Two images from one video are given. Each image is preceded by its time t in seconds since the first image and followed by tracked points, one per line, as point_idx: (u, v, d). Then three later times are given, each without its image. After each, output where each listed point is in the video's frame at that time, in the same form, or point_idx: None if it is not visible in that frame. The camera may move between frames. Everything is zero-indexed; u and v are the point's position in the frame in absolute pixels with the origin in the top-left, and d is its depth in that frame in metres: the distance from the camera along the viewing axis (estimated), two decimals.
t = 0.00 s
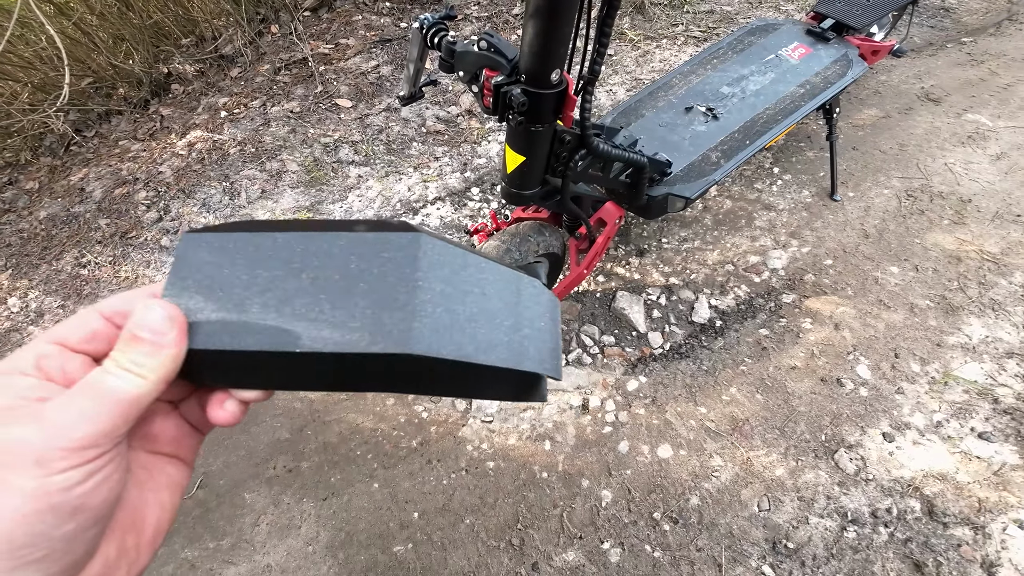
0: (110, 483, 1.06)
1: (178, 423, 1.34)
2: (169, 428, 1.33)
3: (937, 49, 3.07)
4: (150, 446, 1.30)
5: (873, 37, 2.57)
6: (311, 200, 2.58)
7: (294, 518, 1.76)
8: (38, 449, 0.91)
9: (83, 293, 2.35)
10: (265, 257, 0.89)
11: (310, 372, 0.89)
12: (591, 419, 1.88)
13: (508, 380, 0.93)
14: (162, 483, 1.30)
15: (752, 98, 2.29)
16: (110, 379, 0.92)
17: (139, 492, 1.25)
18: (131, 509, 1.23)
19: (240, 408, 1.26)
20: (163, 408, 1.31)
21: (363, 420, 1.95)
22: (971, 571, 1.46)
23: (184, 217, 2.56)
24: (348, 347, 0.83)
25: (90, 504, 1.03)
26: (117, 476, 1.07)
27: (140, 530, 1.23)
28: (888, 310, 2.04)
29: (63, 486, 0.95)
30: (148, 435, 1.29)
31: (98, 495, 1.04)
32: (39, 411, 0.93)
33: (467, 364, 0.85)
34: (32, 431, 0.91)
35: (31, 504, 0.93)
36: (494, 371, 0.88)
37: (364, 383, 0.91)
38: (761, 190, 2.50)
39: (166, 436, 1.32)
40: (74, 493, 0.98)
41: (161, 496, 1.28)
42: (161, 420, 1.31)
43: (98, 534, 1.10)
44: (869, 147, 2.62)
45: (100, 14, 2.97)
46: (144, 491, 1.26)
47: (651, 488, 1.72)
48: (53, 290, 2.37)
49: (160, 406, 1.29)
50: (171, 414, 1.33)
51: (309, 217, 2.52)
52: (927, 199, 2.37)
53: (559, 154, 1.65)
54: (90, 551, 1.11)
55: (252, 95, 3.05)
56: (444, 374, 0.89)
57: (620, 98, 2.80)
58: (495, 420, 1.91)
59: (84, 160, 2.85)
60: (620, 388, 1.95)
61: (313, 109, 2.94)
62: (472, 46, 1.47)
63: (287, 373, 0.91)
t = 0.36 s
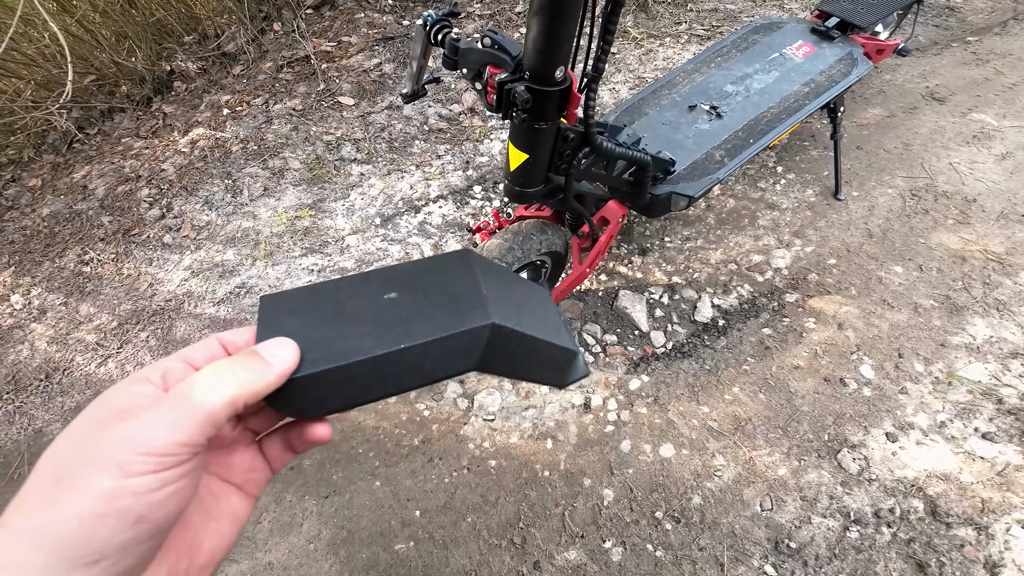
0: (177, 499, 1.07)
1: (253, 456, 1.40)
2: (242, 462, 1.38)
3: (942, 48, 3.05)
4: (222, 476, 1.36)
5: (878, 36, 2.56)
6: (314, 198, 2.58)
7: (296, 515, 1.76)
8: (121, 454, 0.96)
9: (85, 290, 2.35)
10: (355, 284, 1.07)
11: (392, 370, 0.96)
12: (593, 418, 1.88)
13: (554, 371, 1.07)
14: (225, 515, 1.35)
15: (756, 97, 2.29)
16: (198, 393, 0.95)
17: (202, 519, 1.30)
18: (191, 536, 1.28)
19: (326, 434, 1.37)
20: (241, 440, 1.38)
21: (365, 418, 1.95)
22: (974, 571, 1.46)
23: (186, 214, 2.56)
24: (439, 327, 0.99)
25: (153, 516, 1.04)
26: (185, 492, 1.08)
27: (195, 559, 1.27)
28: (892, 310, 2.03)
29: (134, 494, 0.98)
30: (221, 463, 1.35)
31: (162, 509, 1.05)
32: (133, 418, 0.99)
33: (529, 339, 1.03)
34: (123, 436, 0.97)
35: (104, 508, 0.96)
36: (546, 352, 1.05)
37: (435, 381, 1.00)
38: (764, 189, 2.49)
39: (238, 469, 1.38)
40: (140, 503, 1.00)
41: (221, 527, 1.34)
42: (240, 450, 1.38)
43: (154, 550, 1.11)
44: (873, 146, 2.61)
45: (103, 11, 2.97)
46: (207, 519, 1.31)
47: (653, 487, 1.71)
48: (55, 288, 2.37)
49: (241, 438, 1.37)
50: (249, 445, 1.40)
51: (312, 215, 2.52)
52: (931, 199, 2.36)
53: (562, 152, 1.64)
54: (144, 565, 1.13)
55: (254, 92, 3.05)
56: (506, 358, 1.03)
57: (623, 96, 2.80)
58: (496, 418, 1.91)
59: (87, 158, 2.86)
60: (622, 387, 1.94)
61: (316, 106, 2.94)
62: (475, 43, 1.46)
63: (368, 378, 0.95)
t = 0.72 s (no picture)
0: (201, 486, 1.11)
1: (281, 454, 1.44)
2: (271, 458, 1.42)
3: (946, 48, 3.04)
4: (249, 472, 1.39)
5: (882, 35, 2.54)
6: (315, 196, 2.58)
7: (296, 515, 1.76)
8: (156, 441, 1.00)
9: (86, 288, 2.35)
10: (369, 286, 1.15)
11: (414, 353, 1.02)
12: (593, 418, 1.87)
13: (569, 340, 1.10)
14: (248, 511, 1.36)
15: (760, 96, 2.27)
16: (227, 389, 1.01)
17: (225, 511, 1.33)
18: (211, 528, 1.30)
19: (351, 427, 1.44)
20: (270, 437, 1.43)
21: (365, 418, 1.94)
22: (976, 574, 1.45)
23: (187, 212, 2.56)
24: (452, 310, 1.06)
25: (174, 499, 1.08)
26: (209, 481, 1.13)
27: (213, 551, 1.29)
28: (895, 311, 2.02)
29: (162, 479, 1.03)
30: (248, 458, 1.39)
31: (187, 495, 1.10)
32: (163, 408, 1.04)
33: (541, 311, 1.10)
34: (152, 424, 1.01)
35: (133, 490, 1.01)
36: (558, 320, 1.10)
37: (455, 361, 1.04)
38: (767, 189, 2.48)
39: (265, 466, 1.41)
40: (166, 488, 1.04)
41: (242, 522, 1.35)
42: (268, 446, 1.43)
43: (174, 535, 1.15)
44: (876, 146, 2.60)
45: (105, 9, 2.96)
46: (229, 512, 1.34)
47: (654, 488, 1.70)
48: (56, 286, 2.37)
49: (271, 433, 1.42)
50: (277, 443, 1.44)
51: (313, 214, 2.52)
52: (935, 199, 2.34)
53: (564, 151, 1.63)
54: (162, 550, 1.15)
55: (256, 91, 3.04)
56: (521, 332, 1.08)
57: (625, 96, 2.79)
58: (497, 418, 1.90)
59: (88, 156, 2.85)
60: (623, 388, 1.93)
61: (317, 105, 2.93)
62: (476, 41, 1.45)
63: (395, 362, 1.01)
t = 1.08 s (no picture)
0: (228, 430, 1.19)
1: (299, 414, 1.47)
2: (291, 421, 1.45)
3: (952, 49, 3.02)
4: (269, 427, 1.41)
5: (887, 36, 2.53)
6: (318, 195, 2.58)
7: (298, 514, 1.76)
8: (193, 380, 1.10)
9: (89, 286, 2.36)
10: (363, 268, 1.26)
11: (425, 313, 1.14)
12: (595, 419, 1.87)
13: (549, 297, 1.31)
14: (266, 463, 1.38)
15: (764, 97, 2.27)
16: (260, 342, 1.10)
17: (245, 461, 1.35)
18: (230, 475, 1.32)
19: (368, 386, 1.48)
20: (290, 399, 1.46)
21: (367, 417, 1.94)
22: None
23: (191, 211, 2.57)
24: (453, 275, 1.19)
25: (205, 437, 1.15)
26: (236, 427, 1.21)
27: (231, 496, 1.31)
28: (899, 313, 2.01)
29: (195, 415, 1.12)
30: (268, 414, 1.42)
31: (215, 436, 1.17)
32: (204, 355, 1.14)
33: (530, 272, 1.29)
34: (194, 367, 1.12)
35: (168, 424, 1.10)
36: (543, 280, 1.31)
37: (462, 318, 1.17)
38: (771, 190, 2.47)
39: (286, 426, 1.44)
40: (197, 425, 1.13)
41: (261, 474, 1.37)
42: (287, 405, 1.45)
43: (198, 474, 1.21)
44: (881, 147, 2.59)
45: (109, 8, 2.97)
46: (249, 462, 1.36)
47: (656, 489, 1.70)
48: (60, 283, 2.38)
49: (292, 394, 1.46)
50: (295, 404, 1.47)
51: (315, 213, 2.52)
52: (941, 201, 2.33)
53: (568, 151, 1.63)
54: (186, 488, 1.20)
55: (259, 90, 3.04)
56: (514, 291, 1.25)
57: (629, 96, 2.78)
58: (499, 418, 1.90)
59: (92, 154, 2.86)
60: (625, 388, 1.93)
61: (320, 104, 2.94)
62: (481, 40, 1.44)
63: (414, 320, 1.13)
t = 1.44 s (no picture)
0: (247, 356, 1.25)
1: (313, 362, 1.49)
2: (303, 368, 1.46)
3: (958, 51, 3.01)
4: (282, 368, 1.44)
5: (894, 37, 2.52)
6: (321, 194, 2.58)
7: (299, 512, 1.75)
8: (218, 306, 1.18)
9: (92, 284, 2.36)
10: (362, 250, 1.31)
11: (426, 264, 1.17)
12: (598, 420, 1.86)
13: (546, 259, 1.34)
14: (279, 397, 1.40)
15: (769, 97, 2.26)
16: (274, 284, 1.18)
17: (259, 393, 1.38)
18: (243, 404, 1.34)
19: (370, 334, 1.38)
20: (304, 348, 1.49)
21: (368, 416, 1.93)
22: None
23: (194, 209, 2.57)
24: (446, 237, 1.23)
25: (223, 360, 1.21)
26: (254, 355, 1.27)
27: (244, 422, 1.33)
28: (905, 315, 1.99)
29: (218, 338, 1.18)
30: (283, 357, 1.45)
31: (235, 359, 1.23)
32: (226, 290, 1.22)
33: (524, 238, 1.33)
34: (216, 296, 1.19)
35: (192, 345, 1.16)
36: (538, 247, 1.35)
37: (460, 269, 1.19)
38: (775, 190, 2.46)
39: (299, 372, 1.45)
40: (219, 346, 1.19)
41: (273, 409, 1.38)
42: (302, 352, 1.48)
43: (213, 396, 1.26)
44: (887, 149, 2.57)
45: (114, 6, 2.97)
46: (263, 394, 1.38)
47: (659, 491, 1.69)
48: (62, 281, 2.38)
49: (305, 341, 1.49)
50: (309, 352, 1.50)
51: (318, 211, 2.52)
52: (947, 203, 2.32)
53: (572, 150, 1.62)
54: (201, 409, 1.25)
55: (263, 88, 3.04)
56: (509, 252, 1.28)
57: (633, 95, 2.78)
58: (500, 418, 1.89)
59: (96, 151, 2.86)
60: (628, 389, 1.92)
61: (323, 103, 2.93)
62: (486, 38, 1.44)
63: (411, 270, 1.16)
